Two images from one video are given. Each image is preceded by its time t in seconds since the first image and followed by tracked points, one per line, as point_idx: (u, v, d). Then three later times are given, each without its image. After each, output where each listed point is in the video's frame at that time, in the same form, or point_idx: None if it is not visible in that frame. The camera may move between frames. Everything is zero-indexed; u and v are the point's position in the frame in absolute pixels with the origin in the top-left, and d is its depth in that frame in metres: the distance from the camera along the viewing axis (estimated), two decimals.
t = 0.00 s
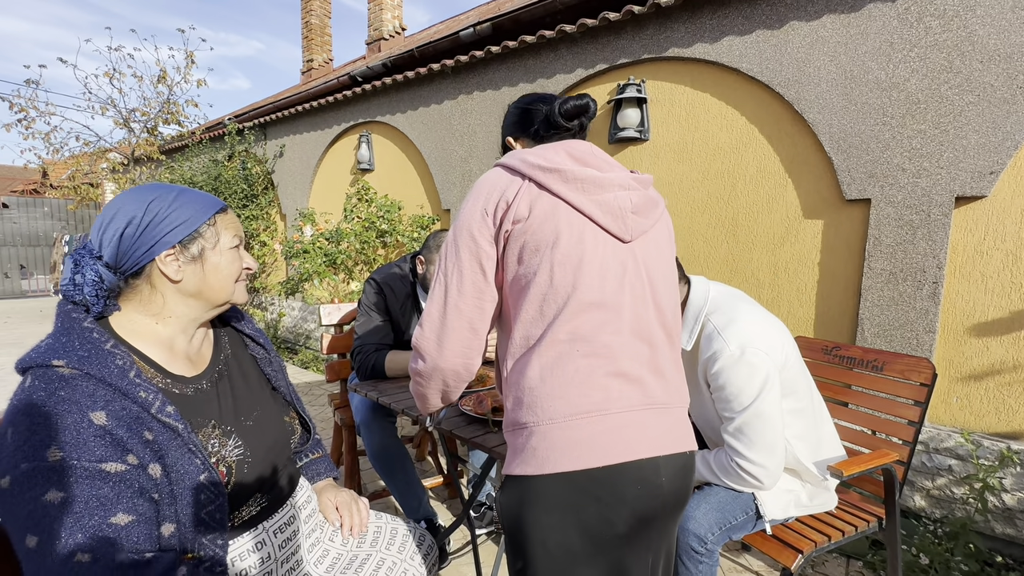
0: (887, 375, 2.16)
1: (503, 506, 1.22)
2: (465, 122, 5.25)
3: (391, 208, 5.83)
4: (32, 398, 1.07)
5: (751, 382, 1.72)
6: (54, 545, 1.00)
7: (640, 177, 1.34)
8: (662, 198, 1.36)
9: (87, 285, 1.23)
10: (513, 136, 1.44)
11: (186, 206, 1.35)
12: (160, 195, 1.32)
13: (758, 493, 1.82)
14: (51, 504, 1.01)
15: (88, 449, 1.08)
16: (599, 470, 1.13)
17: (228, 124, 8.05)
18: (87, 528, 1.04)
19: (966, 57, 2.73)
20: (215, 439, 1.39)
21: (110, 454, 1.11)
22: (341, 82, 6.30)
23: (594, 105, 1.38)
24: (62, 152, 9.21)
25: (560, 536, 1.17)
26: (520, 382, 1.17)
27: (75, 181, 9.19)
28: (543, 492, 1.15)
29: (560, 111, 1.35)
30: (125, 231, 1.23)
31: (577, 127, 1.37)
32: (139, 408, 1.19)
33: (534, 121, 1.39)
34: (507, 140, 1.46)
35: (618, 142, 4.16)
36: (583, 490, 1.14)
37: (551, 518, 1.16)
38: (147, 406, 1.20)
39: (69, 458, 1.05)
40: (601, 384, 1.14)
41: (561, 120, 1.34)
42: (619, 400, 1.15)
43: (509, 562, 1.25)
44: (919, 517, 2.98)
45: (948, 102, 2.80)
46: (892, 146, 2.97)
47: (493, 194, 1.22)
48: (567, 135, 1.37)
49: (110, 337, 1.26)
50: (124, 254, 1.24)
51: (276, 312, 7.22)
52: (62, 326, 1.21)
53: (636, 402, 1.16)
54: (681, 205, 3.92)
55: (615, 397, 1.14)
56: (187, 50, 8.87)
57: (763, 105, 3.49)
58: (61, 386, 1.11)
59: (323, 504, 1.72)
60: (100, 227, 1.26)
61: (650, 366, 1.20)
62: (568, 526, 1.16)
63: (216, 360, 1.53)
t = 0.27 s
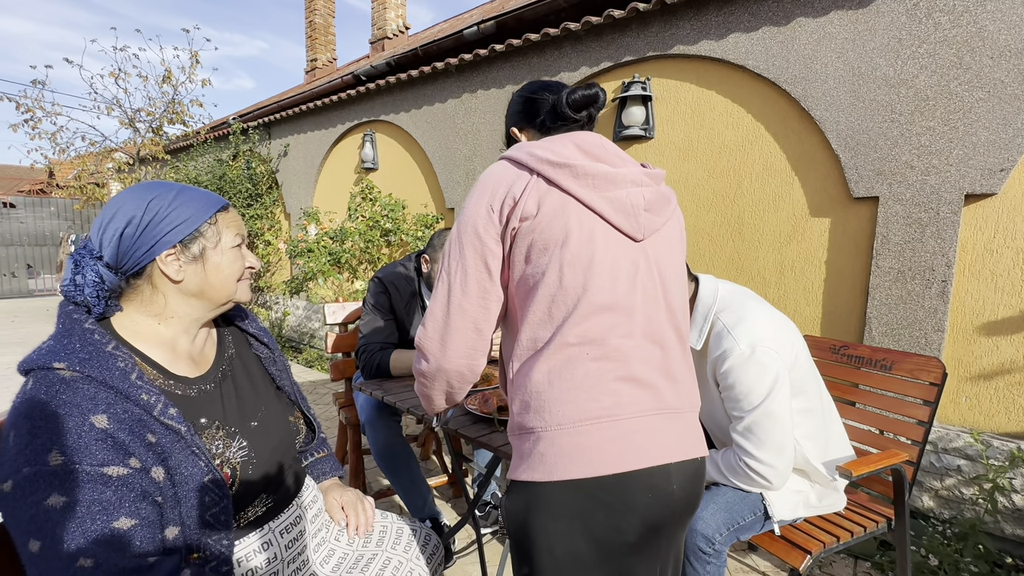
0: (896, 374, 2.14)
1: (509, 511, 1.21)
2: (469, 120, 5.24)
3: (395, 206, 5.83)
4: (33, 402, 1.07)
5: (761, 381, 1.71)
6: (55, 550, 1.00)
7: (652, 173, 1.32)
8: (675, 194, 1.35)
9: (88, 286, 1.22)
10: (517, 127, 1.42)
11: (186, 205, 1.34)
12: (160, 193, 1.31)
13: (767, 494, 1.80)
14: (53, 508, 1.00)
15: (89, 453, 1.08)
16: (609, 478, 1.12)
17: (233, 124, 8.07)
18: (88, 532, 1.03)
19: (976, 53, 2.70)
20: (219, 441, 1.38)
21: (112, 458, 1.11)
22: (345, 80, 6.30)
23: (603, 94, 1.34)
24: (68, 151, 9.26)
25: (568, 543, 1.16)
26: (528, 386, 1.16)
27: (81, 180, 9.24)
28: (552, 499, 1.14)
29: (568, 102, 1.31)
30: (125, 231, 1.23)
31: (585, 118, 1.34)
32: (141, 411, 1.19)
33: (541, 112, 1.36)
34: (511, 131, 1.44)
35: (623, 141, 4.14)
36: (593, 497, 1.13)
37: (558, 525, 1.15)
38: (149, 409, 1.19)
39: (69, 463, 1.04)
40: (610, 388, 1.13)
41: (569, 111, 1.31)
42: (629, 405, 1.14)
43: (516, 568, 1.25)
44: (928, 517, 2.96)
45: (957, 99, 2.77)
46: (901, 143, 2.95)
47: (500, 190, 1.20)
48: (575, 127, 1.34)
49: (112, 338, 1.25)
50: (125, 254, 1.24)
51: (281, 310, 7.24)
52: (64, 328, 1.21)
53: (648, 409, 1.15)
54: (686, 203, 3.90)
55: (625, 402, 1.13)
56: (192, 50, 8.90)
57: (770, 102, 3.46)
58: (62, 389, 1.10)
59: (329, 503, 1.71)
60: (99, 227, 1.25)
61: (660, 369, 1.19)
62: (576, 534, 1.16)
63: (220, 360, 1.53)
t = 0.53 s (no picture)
0: (902, 374, 2.12)
1: (513, 516, 1.20)
2: (472, 119, 5.23)
3: (398, 206, 5.83)
4: (32, 405, 1.05)
5: (767, 381, 1.70)
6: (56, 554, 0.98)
7: (661, 170, 1.30)
8: (685, 192, 1.33)
9: (89, 287, 1.21)
10: (524, 115, 1.38)
11: (190, 206, 1.34)
12: (164, 193, 1.30)
13: (772, 496, 1.79)
14: (53, 513, 0.99)
15: (89, 457, 1.07)
16: (614, 485, 1.12)
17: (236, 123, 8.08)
18: (88, 538, 1.02)
19: (984, 50, 2.68)
20: (221, 443, 1.37)
21: (112, 462, 1.10)
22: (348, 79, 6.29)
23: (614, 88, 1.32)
24: (73, 151, 9.30)
25: (572, 550, 1.16)
26: (531, 390, 1.15)
27: (86, 180, 9.27)
28: (557, 506, 1.13)
29: (579, 94, 1.29)
30: (128, 232, 1.23)
31: (596, 112, 1.32)
32: (141, 414, 1.18)
33: (549, 102, 1.34)
34: (517, 120, 1.40)
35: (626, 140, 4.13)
36: (597, 504, 1.12)
37: (562, 531, 1.14)
38: (149, 412, 1.19)
39: (69, 467, 1.03)
40: (615, 391, 1.12)
41: (580, 103, 1.29)
42: (634, 409, 1.13)
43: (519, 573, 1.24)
44: (934, 518, 2.94)
45: (964, 97, 2.74)
46: (907, 141, 2.92)
47: (504, 188, 1.19)
48: (584, 120, 1.32)
49: (111, 341, 1.25)
50: (127, 255, 1.23)
51: (284, 310, 7.26)
52: (63, 330, 1.20)
53: (654, 413, 1.14)
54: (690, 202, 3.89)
55: (630, 406, 1.12)
56: (195, 49, 8.92)
57: (774, 101, 3.44)
58: (61, 392, 1.10)
59: (333, 504, 1.71)
60: (102, 226, 1.24)
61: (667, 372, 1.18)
62: (580, 541, 1.15)
63: (221, 361, 1.52)
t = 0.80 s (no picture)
0: (905, 374, 2.11)
1: (512, 514, 1.20)
2: (473, 119, 5.22)
3: (399, 205, 5.83)
4: (27, 405, 1.04)
5: (767, 381, 1.69)
6: (50, 556, 0.97)
7: (660, 168, 1.29)
8: (684, 190, 1.31)
9: (88, 285, 1.21)
10: (524, 112, 1.37)
11: (193, 206, 1.32)
12: (168, 193, 1.29)
13: (774, 496, 1.77)
14: (48, 515, 0.98)
15: (83, 459, 1.05)
16: (614, 482, 1.11)
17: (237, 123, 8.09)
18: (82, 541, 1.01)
19: (988, 48, 2.66)
20: (219, 443, 1.36)
21: (107, 464, 1.09)
22: (349, 79, 6.29)
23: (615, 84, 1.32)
24: (75, 151, 9.33)
25: (572, 548, 1.15)
26: (530, 388, 1.14)
27: (88, 180, 9.29)
28: (555, 503, 1.13)
29: (579, 91, 1.28)
30: (129, 232, 1.22)
31: (596, 109, 1.32)
32: (138, 415, 1.18)
33: (550, 99, 1.32)
34: (517, 116, 1.39)
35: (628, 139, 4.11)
36: (597, 501, 1.12)
37: (561, 529, 1.14)
38: (145, 413, 1.19)
39: (63, 470, 1.02)
40: (614, 389, 1.11)
41: (580, 101, 1.28)
42: (634, 406, 1.12)
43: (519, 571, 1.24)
44: (937, 519, 2.92)
45: (968, 95, 2.73)
46: (910, 140, 2.91)
47: (503, 187, 1.18)
48: (585, 117, 1.32)
49: (107, 341, 1.24)
50: (127, 254, 1.22)
51: (286, 309, 7.27)
52: (60, 331, 1.20)
53: (653, 411, 1.13)
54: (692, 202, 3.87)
55: (630, 404, 1.12)
56: (197, 49, 8.93)
57: (777, 100, 3.43)
58: (55, 393, 1.09)
59: (333, 504, 1.70)
60: (103, 224, 1.24)
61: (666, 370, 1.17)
62: (579, 539, 1.14)
63: (220, 360, 1.51)
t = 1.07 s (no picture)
0: (902, 375, 2.11)
1: (504, 513, 1.19)
2: (471, 119, 5.22)
3: (397, 205, 5.82)
4: (11, 408, 1.04)
5: (762, 382, 1.69)
6: (34, 559, 0.97)
7: (651, 169, 1.29)
8: (674, 190, 1.31)
9: (77, 285, 1.19)
10: (514, 113, 1.37)
11: (189, 210, 1.31)
12: (165, 196, 1.28)
13: (769, 496, 1.77)
14: (32, 519, 0.98)
15: (68, 462, 1.04)
16: (606, 478, 1.11)
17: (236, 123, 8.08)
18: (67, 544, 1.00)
19: (986, 49, 2.66)
20: (209, 445, 1.36)
21: (92, 467, 1.07)
22: (348, 79, 6.29)
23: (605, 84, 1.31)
24: (74, 151, 9.32)
25: (566, 545, 1.14)
26: (523, 387, 1.13)
27: (87, 180, 9.29)
28: (548, 500, 1.12)
29: (569, 92, 1.28)
30: (122, 233, 1.21)
31: (586, 110, 1.32)
32: (124, 417, 1.17)
33: (540, 99, 1.32)
34: (507, 117, 1.39)
35: (626, 139, 4.10)
36: (589, 497, 1.11)
37: (555, 525, 1.13)
38: (132, 415, 1.18)
39: (47, 473, 1.01)
40: (606, 388, 1.11)
41: (570, 102, 1.28)
42: (625, 404, 1.12)
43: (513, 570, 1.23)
44: (934, 520, 2.92)
45: (966, 95, 2.73)
46: (908, 140, 2.90)
47: (495, 187, 1.17)
48: (575, 119, 1.32)
49: (94, 342, 1.23)
50: (121, 255, 1.22)
51: (285, 309, 7.27)
52: (46, 332, 1.19)
53: (645, 408, 1.13)
54: (690, 202, 3.87)
55: (623, 401, 1.11)
56: (196, 49, 8.93)
57: (775, 100, 3.43)
58: (40, 395, 1.07)
59: (326, 505, 1.69)
60: (97, 225, 1.23)
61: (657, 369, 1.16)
62: (573, 535, 1.14)
63: (211, 360, 1.50)
